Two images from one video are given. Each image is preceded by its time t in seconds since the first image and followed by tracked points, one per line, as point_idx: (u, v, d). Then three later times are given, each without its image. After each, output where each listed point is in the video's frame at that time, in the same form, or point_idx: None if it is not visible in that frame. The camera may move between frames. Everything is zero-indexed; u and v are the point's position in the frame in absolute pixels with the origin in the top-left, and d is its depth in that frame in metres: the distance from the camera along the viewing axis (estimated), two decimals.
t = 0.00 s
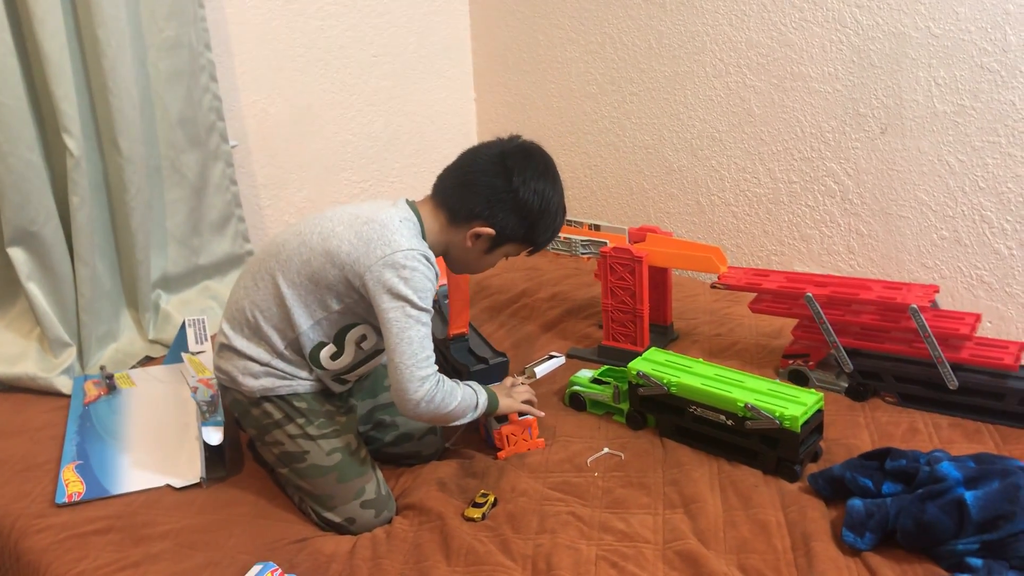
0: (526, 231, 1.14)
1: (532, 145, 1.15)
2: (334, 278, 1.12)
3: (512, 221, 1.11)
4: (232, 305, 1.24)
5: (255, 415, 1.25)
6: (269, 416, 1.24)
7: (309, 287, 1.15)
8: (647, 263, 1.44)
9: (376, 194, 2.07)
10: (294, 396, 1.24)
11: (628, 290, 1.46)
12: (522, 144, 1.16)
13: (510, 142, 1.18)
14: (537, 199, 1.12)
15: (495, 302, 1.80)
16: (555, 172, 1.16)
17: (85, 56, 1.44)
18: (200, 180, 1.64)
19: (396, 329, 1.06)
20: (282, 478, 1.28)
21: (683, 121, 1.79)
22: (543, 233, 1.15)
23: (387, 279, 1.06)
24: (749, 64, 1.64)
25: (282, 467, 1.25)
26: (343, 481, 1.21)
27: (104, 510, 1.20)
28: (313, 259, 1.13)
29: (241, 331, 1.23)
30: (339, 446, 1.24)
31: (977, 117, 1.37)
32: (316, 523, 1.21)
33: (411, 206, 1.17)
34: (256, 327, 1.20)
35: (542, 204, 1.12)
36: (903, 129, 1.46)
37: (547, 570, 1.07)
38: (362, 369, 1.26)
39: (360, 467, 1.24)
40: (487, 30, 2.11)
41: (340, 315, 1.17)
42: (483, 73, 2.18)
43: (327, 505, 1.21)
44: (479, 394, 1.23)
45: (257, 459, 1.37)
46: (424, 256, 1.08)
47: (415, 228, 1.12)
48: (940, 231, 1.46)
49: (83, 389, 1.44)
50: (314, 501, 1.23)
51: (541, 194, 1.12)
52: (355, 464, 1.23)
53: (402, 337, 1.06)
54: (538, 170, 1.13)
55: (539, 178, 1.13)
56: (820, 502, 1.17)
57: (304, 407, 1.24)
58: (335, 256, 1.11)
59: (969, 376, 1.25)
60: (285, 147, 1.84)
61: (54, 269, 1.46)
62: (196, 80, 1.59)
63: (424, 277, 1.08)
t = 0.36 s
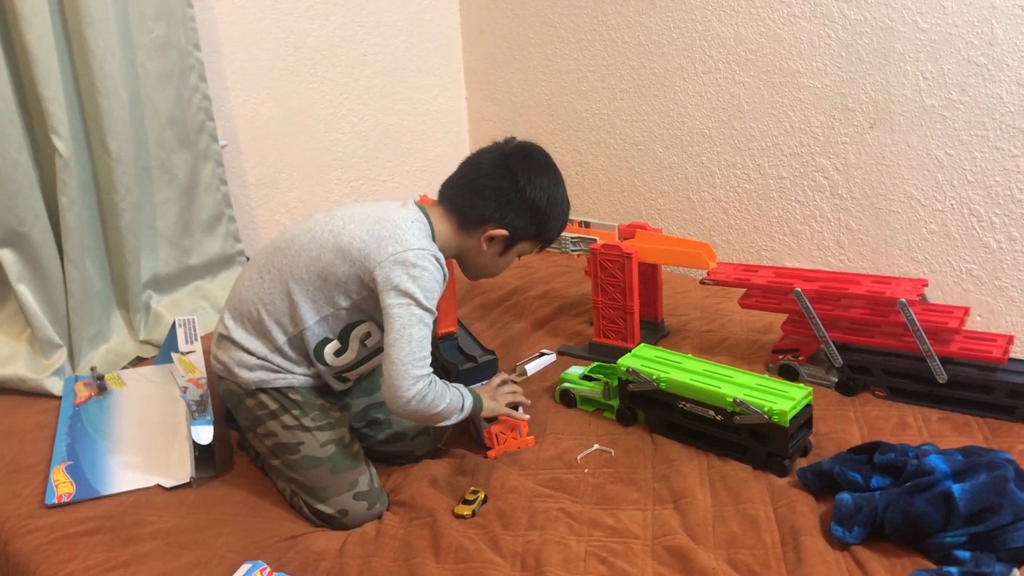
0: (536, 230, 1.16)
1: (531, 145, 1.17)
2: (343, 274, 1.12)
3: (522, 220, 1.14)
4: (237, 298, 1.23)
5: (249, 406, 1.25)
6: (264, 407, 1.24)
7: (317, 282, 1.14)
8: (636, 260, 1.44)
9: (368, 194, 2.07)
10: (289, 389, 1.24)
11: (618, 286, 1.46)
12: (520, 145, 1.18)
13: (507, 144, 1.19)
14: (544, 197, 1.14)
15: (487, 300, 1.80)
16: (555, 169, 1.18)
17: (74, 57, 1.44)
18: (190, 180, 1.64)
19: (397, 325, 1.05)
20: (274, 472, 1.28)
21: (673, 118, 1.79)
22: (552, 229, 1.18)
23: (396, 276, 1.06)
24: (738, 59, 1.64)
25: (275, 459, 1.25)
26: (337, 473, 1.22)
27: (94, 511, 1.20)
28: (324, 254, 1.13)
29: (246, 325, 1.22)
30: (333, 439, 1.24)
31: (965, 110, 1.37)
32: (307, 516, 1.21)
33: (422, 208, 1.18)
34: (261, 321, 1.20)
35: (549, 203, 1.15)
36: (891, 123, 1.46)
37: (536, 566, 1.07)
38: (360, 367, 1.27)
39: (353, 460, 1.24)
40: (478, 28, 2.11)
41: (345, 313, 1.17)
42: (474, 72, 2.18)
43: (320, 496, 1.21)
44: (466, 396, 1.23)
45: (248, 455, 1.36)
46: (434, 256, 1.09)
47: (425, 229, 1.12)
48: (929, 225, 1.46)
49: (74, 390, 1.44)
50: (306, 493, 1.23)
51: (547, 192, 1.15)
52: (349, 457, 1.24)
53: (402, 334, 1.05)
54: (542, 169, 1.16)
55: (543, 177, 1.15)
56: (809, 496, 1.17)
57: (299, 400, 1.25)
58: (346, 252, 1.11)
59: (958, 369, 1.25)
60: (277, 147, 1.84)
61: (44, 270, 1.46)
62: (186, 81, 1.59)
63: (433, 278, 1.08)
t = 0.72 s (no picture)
0: (539, 229, 1.16)
1: (532, 146, 1.17)
2: (347, 265, 1.11)
3: (526, 219, 1.14)
4: (238, 285, 1.21)
5: (244, 392, 1.24)
6: (259, 393, 1.23)
7: (320, 272, 1.13)
8: (625, 253, 1.43)
9: (358, 189, 2.06)
10: (283, 376, 1.23)
11: (607, 280, 1.46)
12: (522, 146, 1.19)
13: (508, 146, 1.20)
14: (547, 195, 1.14)
15: (477, 295, 1.80)
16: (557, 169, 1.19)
17: (58, 53, 1.43)
18: (177, 177, 1.64)
19: (392, 317, 1.04)
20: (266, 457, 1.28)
21: (663, 111, 1.78)
22: (555, 228, 1.18)
23: (399, 269, 1.06)
24: (727, 51, 1.63)
25: (268, 445, 1.25)
26: (330, 460, 1.22)
27: (81, 509, 1.20)
28: (328, 245, 1.12)
29: (249, 314, 1.20)
30: (327, 426, 1.24)
31: (953, 101, 1.37)
32: (299, 501, 1.22)
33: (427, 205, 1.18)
34: (260, 309, 1.19)
35: (552, 201, 1.15)
36: (879, 114, 1.46)
37: (524, 561, 1.07)
38: (358, 360, 1.26)
39: (346, 448, 1.25)
40: (466, 22, 2.10)
41: (347, 304, 1.16)
42: (464, 66, 2.17)
43: (312, 483, 1.22)
44: (451, 396, 1.22)
45: (237, 441, 1.35)
46: (438, 253, 1.09)
47: (430, 225, 1.12)
48: (918, 216, 1.46)
49: (61, 388, 1.43)
50: (298, 479, 1.23)
51: (551, 191, 1.15)
52: (342, 444, 1.24)
53: (397, 327, 1.04)
54: (545, 169, 1.16)
55: (546, 176, 1.15)
56: (798, 488, 1.17)
57: (293, 386, 1.23)
58: (351, 243, 1.10)
59: (947, 360, 1.25)
60: (266, 144, 1.84)
61: (30, 268, 1.45)
62: (172, 77, 1.58)
63: (435, 274, 1.08)
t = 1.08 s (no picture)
0: (524, 217, 1.15)
1: (517, 134, 1.17)
2: (333, 255, 1.11)
3: (510, 206, 1.13)
4: (224, 279, 1.20)
5: (231, 388, 1.23)
6: (246, 388, 1.22)
7: (306, 264, 1.13)
8: (615, 244, 1.43)
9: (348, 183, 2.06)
10: (271, 370, 1.22)
11: (597, 271, 1.45)
12: (506, 134, 1.18)
13: (492, 134, 1.19)
14: (532, 182, 1.14)
15: (468, 287, 1.80)
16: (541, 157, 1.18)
17: (43, 47, 1.42)
18: (165, 171, 1.63)
19: (382, 305, 1.04)
20: (255, 452, 1.28)
21: (653, 101, 1.78)
22: (540, 216, 1.17)
23: (386, 257, 1.05)
24: (716, 41, 1.63)
25: (257, 439, 1.24)
26: (318, 454, 1.21)
27: (70, 505, 1.19)
28: (314, 236, 1.12)
29: (235, 308, 1.20)
30: (316, 420, 1.24)
31: (942, 88, 1.36)
32: (288, 496, 1.21)
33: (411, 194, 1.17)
34: (247, 303, 1.18)
35: (536, 189, 1.15)
36: (869, 102, 1.45)
37: (514, 552, 1.06)
38: (347, 352, 1.25)
39: (335, 441, 1.24)
40: (456, 14, 2.10)
41: (335, 295, 1.15)
42: (453, 59, 2.16)
43: (300, 477, 1.21)
44: (443, 381, 1.22)
45: (227, 438, 1.35)
46: (424, 239, 1.08)
47: (415, 213, 1.12)
48: (908, 204, 1.45)
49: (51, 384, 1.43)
50: (287, 474, 1.22)
51: (536, 179, 1.14)
52: (331, 438, 1.24)
53: (386, 315, 1.04)
54: (530, 156, 1.15)
55: (530, 164, 1.15)
56: (789, 477, 1.17)
57: (281, 380, 1.23)
58: (337, 233, 1.10)
59: (937, 348, 1.24)
60: (255, 138, 1.83)
61: (18, 264, 1.45)
62: (158, 70, 1.57)
63: (422, 261, 1.07)
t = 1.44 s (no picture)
0: (511, 207, 1.15)
1: (504, 125, 1.17)
2: (322, 247, 1.11)
3: (497, 195, 1.13)
4: (212, 276, 1.20)
5: (222, 385, 1.23)
6: (237, 385, 1.22)
7: (295, 258, 1.13)
8: (608, 241, 1.43)
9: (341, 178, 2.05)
10: (261, 366, 1.22)
11: (590, 268, 1.45)
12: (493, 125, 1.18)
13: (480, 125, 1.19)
14: (518, 171, 1.14)
15: (461, 284, 1.80)
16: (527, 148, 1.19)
17: (35, 42, 1.42)
18: (158, 166, 1.63)
19: (379, 295, 1.04)
20: (246, 449, 1.28)
21: (646, 98, 1.78)
22: (527, 207, 1.17)
23: (377, 246, 1.06)
24: (709, 38, 1.63)
25: (247, 437, 1.24)
26: (310, 450, 1.21)
27: (62, 501, 1.20)
28: (301, 230, 1.12)
29: (225, 304, 1.19)
30: (307, 416, 1.23)
31: (934, 86, 1.36)
32: (280, 493, 1.21)
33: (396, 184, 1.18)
34: (237, 300, 1.18)
35: (523, 180, 1.14)
36: (862, 100, 1.45)
37: (505, 549, 1.07)
38: (339, 346, 1.25)
39: (326, 436, 1.24)
40: (450, 10, 2.09)
41: (325, 288, 1.15)
42: (447, 55, 2.16)
43: (292, 474, 1.21)
44: (441, 375, 1.23)
45: (217, 434, 1.35)
46: (413, 227, 1.09)
47: (402, 202, 1.12)
48: (901, 202, 1.46)
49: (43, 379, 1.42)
50: (278, 470, 1.22)
51: (522, 169, 1.14)
52: (322, 433, 1.24)
53: (385, 304, 1.04)
54: (516, 147, 1.16)
55: (517, 154, 1.15)
56: (780, 474, 1.17)
57: (272, 377, 1.22)
58: (325, 226, 1.10)
59: (928, 345, 1.25)
60: (247, 133, 1.83)
61: (10, 259, 1.44)
62: (151, 66, 1.57)
63: (413, 248, 1.08)
